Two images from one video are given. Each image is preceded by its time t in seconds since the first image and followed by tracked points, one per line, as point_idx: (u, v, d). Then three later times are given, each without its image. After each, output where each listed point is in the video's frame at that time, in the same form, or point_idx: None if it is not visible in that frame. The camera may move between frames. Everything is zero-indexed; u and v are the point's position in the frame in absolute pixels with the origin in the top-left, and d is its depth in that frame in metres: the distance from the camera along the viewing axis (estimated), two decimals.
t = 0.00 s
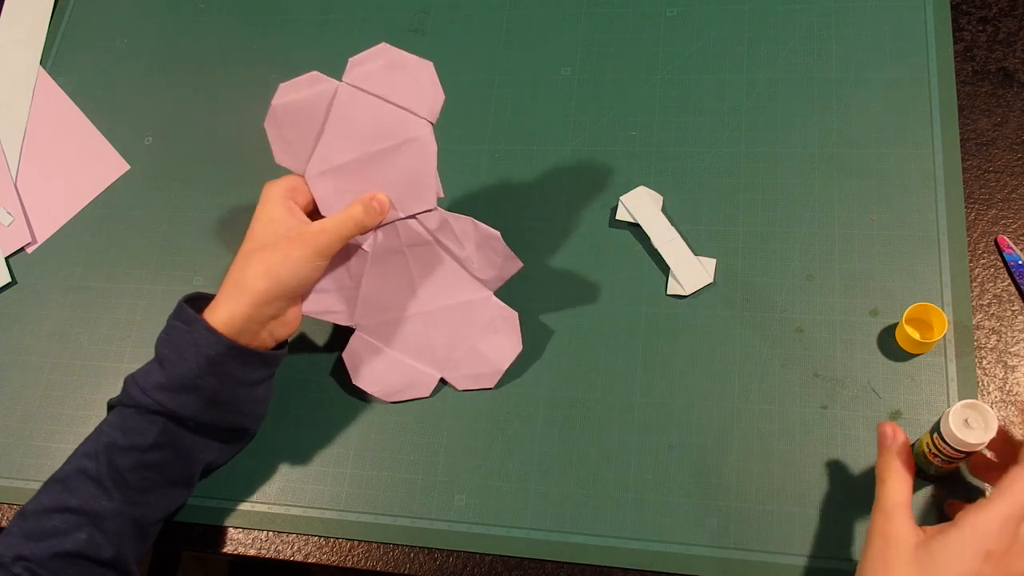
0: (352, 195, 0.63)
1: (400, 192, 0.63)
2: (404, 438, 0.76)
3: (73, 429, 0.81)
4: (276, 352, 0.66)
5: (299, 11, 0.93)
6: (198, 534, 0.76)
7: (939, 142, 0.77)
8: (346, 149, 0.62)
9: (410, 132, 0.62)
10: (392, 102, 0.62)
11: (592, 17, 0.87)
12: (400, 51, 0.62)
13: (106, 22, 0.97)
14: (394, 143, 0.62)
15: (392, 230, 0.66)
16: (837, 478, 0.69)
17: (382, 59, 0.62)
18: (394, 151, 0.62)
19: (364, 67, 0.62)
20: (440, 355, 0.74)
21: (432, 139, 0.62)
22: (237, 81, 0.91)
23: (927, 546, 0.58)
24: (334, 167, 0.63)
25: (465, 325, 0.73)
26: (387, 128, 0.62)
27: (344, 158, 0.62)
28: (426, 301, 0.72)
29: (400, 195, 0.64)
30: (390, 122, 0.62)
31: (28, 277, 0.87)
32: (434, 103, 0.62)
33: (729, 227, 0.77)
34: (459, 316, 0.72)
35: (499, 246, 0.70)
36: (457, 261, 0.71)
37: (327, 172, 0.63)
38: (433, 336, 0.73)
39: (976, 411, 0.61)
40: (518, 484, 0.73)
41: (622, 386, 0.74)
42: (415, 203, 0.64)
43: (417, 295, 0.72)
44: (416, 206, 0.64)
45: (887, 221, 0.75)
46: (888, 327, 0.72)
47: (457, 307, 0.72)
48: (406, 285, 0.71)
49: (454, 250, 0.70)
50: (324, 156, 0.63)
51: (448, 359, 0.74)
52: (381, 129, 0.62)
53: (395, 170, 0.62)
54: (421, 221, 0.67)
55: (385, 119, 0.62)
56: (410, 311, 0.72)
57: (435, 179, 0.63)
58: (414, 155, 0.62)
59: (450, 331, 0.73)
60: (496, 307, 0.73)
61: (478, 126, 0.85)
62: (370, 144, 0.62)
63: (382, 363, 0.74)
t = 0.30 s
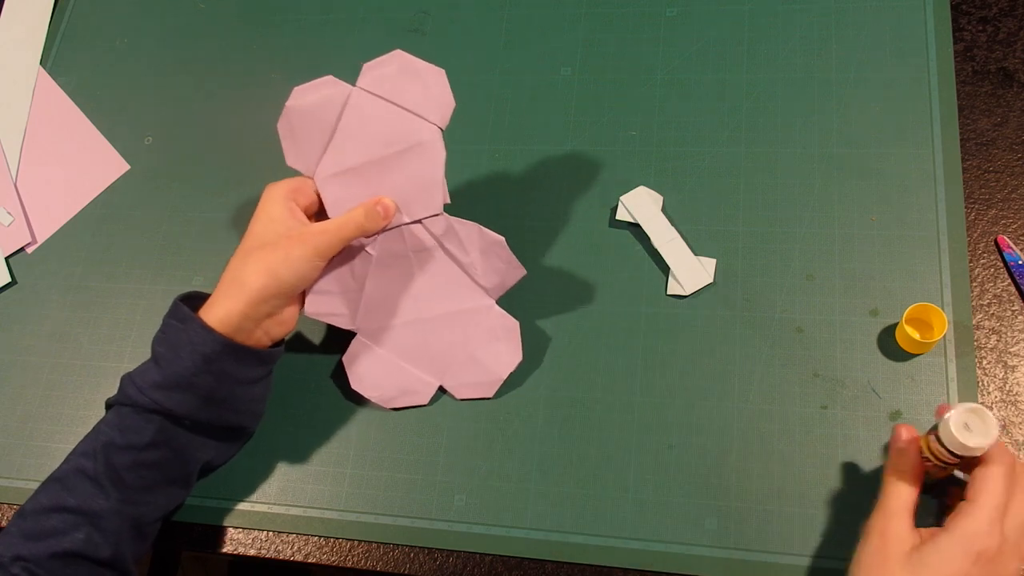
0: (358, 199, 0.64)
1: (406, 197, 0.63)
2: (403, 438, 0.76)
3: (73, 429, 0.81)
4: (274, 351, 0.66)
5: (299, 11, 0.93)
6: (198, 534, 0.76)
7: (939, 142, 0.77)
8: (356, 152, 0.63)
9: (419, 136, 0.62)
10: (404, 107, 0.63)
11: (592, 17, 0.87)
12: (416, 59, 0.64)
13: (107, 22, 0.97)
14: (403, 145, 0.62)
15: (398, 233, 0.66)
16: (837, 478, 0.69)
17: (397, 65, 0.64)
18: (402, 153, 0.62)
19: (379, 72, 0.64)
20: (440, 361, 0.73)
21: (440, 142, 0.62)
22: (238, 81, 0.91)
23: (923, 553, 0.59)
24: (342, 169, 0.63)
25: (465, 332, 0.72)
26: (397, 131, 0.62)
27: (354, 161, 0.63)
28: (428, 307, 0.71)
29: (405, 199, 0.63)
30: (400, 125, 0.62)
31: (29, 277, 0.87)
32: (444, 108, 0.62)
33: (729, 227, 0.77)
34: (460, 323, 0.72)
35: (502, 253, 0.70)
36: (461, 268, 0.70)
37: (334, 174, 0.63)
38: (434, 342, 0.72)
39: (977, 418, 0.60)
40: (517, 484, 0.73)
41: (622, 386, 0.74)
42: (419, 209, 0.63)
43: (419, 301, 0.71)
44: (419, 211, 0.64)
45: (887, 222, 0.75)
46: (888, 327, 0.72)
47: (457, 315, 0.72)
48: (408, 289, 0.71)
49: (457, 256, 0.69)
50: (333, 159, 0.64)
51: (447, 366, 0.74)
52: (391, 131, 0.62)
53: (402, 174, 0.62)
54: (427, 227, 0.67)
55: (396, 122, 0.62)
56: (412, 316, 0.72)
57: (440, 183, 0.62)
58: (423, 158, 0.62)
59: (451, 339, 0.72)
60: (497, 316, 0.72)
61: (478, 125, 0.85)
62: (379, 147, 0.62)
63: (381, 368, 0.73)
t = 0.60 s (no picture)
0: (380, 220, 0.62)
1: (430, 221, 0.62)
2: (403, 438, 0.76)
3: (74, 429, 0.81)
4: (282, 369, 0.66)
5: (299, 11, 0.93)
6: (198, 535, 0.76)
7: (939, 142, 0.77)
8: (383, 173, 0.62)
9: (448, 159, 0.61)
10: (433, 130, 0.62)
11: (592, 17, 0.87)
12: (453, 83, 0.63)
13: (107, 22, 0.97)
14: (431, 167, 0.61)
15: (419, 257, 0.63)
16: (837, 478, 0.69)
17: (432, 88, 0.63)
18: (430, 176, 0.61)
19: (413, 93, 0.63)
20: (465, 395, 0.68)
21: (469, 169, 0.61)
22: (238, 81, 0.91)
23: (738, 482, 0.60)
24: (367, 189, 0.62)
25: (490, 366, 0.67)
26: (427, 153, 0.61)
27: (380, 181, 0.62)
28: (453, 337, 0.66)
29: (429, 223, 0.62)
30: (430, 148, 0.61)
31: (29, 277, 0.87)
32: (473, 134, 0.62)
33: (729, 227, 0.77)
34: (486, 356, 0.67)
35: (527, 286, 0.66)
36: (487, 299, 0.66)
37: (360, 193, 0.62)
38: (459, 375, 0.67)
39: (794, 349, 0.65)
40: (518, 484, 0.73)
41: (623, 386, 0.74)
42: (442, 235, 0.62)
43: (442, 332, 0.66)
44: (442, 237, 0.62)
45: (887, 221, 0.75)
46: (888, 327, 0.72)
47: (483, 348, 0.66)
48: (432, 318, 0.66)
49: (483, 286, 0.65)
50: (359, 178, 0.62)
51: (472, 399, 0.69)
52: (421, 153, 0.61)
53: (428, 196, 0.61)
54: (451, 252, 0.63)
55: (426, 144, 0.62)
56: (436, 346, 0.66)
57: (467, 209, 0.61)
58: (450, 181, 0.61)
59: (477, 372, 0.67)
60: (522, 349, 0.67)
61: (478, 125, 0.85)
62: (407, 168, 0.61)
63: (403, 399, 0.69)
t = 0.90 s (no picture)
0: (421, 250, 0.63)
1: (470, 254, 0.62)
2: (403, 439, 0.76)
3: (74, 429, 0.81)
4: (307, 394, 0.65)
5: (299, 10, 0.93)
6: (198, 535, 0.76)
7: (939, 142, 0.77)
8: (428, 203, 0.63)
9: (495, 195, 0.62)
10: (481, 162, 0.62)
11: (592, 17, 0.87)
12: (504, 117, 0.63)
13: (106, 22, 0.97)
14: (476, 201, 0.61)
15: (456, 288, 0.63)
16: (837, 478, 0.69)
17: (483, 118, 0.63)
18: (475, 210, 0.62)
19: (463, 124, 0.64)
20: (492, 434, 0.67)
21: (514, 204, 0.61)
22: (238, 81, 0.91)
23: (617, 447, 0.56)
24: (411, 219, 0.63)
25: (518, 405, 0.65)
26: (472, 186, 0.62)
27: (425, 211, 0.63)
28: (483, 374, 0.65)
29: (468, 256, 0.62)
30: (478, 182, 0.62)
31: (29, 277, 0.87)
32: (520, 171, 0.62)
33: (729, 227, 0.77)
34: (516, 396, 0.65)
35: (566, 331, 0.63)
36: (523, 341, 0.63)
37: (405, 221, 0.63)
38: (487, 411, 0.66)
39: (635, 312, 0.53)
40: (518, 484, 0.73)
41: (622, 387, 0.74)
42: (480, 269, 0.62)
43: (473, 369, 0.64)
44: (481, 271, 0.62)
45: (887, 221, 0.75)
46: (888, 327, 0.72)
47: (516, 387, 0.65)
48: (465, 353, 0.65)
49: (519, 326, 0.63)
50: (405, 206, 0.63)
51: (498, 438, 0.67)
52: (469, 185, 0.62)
53: (471, 229, 0.62)
54: (491, 289, 0.63)
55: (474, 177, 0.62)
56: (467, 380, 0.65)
57: (508, 245, 0.61)
58: (494, 216, 0.61)
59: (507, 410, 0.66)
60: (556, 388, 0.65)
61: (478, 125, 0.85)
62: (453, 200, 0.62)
63: (428, 433, 0.67)
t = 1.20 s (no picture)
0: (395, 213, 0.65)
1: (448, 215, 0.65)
2: (403, 438, 0.76)
3: (74, 429, 0.81)
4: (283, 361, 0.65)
5: (298, 10, 0.93)
6: (198, 535, 0.76)
7: (939, 142, 0.77)
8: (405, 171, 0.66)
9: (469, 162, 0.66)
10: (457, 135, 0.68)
11: (592, 17, 0.87)
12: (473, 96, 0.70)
13: (106, 22, 0.97)
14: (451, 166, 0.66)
15: (501, 289, 0.72)
16: (837, 478, 0.69)
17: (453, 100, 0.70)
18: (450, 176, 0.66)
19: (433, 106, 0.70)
20: (518, 440, 0.69)
21: (488, 168, 0.66)
22: (238, 81, 0.91)
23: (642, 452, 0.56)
24: (385, 189, 0.66)
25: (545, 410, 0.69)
26: (449, 155, 0.67)
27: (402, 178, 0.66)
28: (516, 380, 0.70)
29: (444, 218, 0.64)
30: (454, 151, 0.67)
31: (29, 277, 0.87)
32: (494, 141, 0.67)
33: (729, 227, 0.77)
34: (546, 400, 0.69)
35: (602, 329, 0.70)
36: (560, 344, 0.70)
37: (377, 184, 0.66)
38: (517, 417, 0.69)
39: (669, 319, 0.56)
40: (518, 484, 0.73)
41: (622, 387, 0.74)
42: (458, 230, 0.64)
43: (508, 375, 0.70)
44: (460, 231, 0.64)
45: (887, 221, 0.75)
46: (888, 327, 0.72)
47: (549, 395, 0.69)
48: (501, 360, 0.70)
49: (557, 330, 0.70)
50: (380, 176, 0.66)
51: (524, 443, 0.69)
52: (445, 156, 0.66)
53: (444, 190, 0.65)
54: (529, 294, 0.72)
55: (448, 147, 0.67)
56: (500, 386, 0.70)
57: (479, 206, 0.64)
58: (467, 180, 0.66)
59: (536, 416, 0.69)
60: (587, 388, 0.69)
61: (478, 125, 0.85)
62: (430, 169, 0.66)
63: (457, 431, 0.71)
